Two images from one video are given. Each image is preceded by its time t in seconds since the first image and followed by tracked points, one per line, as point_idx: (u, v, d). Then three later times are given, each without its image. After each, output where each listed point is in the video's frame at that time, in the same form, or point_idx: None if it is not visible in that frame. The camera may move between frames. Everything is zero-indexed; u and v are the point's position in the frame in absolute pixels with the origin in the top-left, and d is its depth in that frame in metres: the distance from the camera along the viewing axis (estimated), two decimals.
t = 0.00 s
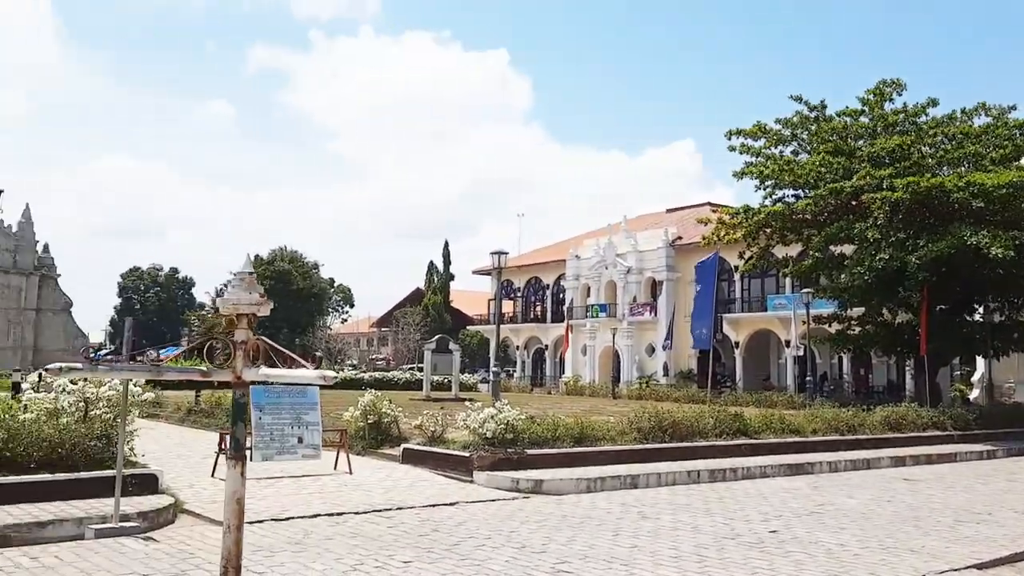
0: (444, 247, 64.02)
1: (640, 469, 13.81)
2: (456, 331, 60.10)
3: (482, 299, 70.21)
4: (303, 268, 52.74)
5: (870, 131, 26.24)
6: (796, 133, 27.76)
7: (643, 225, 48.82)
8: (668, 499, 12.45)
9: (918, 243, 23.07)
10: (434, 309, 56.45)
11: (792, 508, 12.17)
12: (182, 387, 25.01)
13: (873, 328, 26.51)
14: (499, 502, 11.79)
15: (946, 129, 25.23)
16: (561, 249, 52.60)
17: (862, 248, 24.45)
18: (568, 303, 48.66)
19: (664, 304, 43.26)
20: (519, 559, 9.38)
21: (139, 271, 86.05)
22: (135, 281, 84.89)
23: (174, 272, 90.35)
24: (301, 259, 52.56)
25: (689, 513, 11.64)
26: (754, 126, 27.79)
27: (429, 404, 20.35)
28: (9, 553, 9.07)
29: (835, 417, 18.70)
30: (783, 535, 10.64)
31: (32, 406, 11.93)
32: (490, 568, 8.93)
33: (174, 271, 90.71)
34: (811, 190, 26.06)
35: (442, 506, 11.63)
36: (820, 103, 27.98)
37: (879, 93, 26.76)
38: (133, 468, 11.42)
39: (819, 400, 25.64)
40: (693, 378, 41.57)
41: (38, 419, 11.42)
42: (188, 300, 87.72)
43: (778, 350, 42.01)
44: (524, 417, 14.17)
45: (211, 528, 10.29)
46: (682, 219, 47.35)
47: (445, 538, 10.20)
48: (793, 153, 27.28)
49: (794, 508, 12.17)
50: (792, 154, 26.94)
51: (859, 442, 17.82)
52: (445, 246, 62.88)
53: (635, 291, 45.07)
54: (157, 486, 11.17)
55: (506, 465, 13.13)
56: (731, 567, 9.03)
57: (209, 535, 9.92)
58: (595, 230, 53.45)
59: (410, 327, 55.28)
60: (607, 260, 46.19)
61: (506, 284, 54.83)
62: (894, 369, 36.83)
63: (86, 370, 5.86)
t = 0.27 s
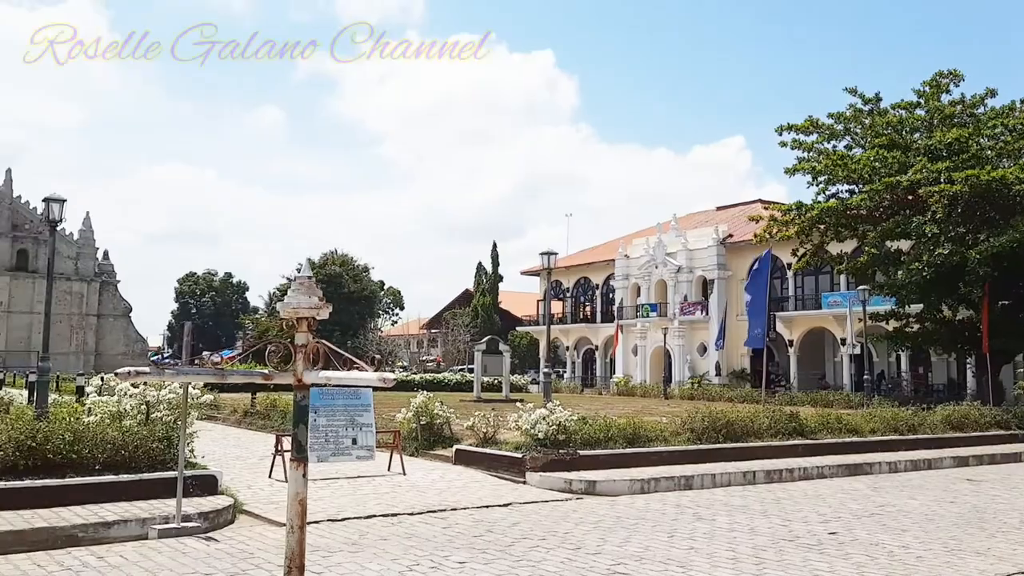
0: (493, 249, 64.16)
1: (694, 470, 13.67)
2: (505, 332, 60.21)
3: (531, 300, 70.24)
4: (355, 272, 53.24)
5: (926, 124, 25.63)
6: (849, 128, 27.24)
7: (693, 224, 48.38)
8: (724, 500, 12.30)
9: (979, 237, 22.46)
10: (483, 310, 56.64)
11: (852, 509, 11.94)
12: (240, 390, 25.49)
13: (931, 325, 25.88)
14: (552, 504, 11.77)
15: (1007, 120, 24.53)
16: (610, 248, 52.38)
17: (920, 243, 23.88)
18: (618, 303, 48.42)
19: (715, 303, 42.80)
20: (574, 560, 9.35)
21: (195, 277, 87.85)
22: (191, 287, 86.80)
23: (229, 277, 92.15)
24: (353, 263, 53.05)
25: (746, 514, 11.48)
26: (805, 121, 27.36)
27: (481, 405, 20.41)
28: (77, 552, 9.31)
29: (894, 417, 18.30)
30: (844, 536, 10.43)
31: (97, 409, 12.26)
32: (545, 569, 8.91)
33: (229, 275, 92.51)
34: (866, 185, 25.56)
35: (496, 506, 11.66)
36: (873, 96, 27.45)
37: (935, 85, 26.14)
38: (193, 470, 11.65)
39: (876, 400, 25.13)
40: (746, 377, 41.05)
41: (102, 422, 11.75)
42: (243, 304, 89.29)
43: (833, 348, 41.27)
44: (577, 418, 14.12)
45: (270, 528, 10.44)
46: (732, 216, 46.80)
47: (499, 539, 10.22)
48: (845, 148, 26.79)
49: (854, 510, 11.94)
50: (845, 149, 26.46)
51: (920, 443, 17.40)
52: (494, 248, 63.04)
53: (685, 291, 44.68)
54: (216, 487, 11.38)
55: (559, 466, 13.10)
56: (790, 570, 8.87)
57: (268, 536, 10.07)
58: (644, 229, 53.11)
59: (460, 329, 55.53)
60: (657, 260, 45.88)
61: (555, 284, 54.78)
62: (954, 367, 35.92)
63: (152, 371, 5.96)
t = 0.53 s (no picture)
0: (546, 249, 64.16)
1: (755, 470, 13.49)
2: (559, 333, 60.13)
3: (585, 300, 70.04)
4: (411, 274, 53.56)
5: (993, 115, 24.89)
6: (911, 121, 26.60)
7: (749, 221, 47.75)
8: (786, 501, 12.11)
9: None
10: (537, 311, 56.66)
11: (920, 511, 11.65)
12: (301, 391, 25.92)
13: (999, 322, 25.11)
14: (611, 504, 11.73)
15: None
16: (665, 247, 51.98)
17: (987, 238, 23.20)
18: (673, 302, 48.00)
19: (773, 302, 42.17)
20: (635, 560, 9.30)
21: (255, 280, 89.56)
22: (251, 290, 88.61)
23: (288, 280, 93.77)
24: (409, 265, 53.37)
25: (810, 516, 11.29)
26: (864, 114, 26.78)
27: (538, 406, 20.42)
28: (148, 549, 9.57)
29: (961, 417, 17.81)
30: (912, 538, 10.19)
31: (164, 409, 12.59)
32: (606, 569, 8.88)
33: (288, 278, 94.15)
34: (929, 179, 24.93)
35: (555, 507, 11.65)
36: (936, 88, 26.75)
37: (1001, 75, 25.37)
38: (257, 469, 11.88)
39: (942, 399, 24.49)
40: (806, 377, 40.36)
41: (169, 422, 12.06)
42: (302, 306, 90.71)
43: (896, 347, 40.35)
44: (634, 419, 14.04)
45: (332, 527, 10.60)
46: (790, 213, 46.07)
47: (559, 539, 10.21)
48: (907, 141, 26.17)
49: (922, 511, 11.65)
50: (907, 142, 25.85)
51: (989, 443, 16.91)
52: (547, 248, 63.01)
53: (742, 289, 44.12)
54: (280, 486, 11.58)
55: (618, 466, 13.03)
56: (857, 572, 8.69)
57: (332, 534, 10.22)
58: (700, 228, 52.58)
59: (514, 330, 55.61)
60: (713, 258, 45.40)
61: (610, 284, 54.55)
62: None
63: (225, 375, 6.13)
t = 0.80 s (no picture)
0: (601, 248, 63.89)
1: (818, 471, 13.25)
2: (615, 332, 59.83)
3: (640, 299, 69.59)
4: (466, 275, 53.73)
5: None
6: (977, 112, 25.83)
7: (809, 218, 46.95)
8: (851, 503, 11.87)
9: None
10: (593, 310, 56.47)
11: (992, 513, 11.32)
12: (360, 391, 26.29)
13: None
14: (672, 505, 11.63)
15: None
16: (722, 245, 51.40)
17: None
18: (731, 301, 47.40)
19: (835, 300, 41.37)
20: (698, 561, 9.21)
21: (314, 282, 91.14)
22: (310, 292, 90.28)
23: (345, 282, 95.20)
24: (464, 265, 53.55)
25: (876, 517, 11.05)
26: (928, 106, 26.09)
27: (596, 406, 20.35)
28: (216, 546, 9.80)
29: None
30: (984, 541, 9.90)
31: (229, 409, 12.87)
32: (669, 570, 8.81)
33: (345, 281, 95.58)
34: (997, 171, 24.17)
35: (615, 507, 11.60)
36: (1004, 77, 25.93)
37: None
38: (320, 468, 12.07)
39: (1014, 398, 23.73)
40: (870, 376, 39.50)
41: (234, 422, 12.32)
42: (359, 307, 91.94)
43: (963, 345, 39.23)
44: (694, 419, 13.90)
45: (394, 525, 10.71)
46: (850, 209, 45.17)
47: (620, 539, 10.17)
48: (973, 133, 25.41)
49: (994, 513, 11.31)
50: (973, 134, 25.10)
51: None
52: (602, 247, 62.75)
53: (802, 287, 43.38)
54: (342, 485, 11.74)
55: (677, 466, 12.91)
56: None
57: (394, 533, 10.34)
58: (757, 225, 51.88)
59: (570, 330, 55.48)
60: (772, 256, 44.75)
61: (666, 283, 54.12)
62: None
63: (295, 375, 6.24)
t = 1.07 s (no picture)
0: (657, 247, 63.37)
1: (883, 473, 12.97)
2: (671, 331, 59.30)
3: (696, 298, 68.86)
4: (522, 274, 53.75)
5: None
6: None
7: (871, 215, 45.98)
8: (918, 506, 11.59)
9: None
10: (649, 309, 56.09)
11: None
12: (417, 390, 26.53)
13: None
14: (733, 507, 11.50)
15: None
16: (782, 243, 50.61)
17: None
18: (791, 299, 46.64)
19: (899, 298, 40.43)
20: (761, 564, 9.09)
21: (370, 282, 92.30)
22: (367, 292, 91.44)
23: (401, 282, 96.20)
24: (519, 265, 53.58)
25: (945, 522, 10.77)
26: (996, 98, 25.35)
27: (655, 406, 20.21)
28: (281, 542, 9.98)
29: None
30: None
31: (292, 408, 13.10)
32: (731, 573, 8.70)
33: (401, 281, 96.58)
34: None
35: (675, 508, 11.51)
36: None
37: None
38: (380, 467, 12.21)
39: None
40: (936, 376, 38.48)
41: (297, 420, 12.54)
42: (415, 307, 92.78)
43: None
44: (755, 419, 13.71)
45: (454, 524, 10.79)
46: (915, 205, 44.10)
47: (681, 541, 10.08)
48: None
49: None
50: None
51: None
52: (658, 246, 62.24)
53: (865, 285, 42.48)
54: (402, 484, 11.86)
55: (738, 468, 12.74)
56: None
57: (454, 531, 10.41)
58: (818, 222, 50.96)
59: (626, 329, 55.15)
60: (833, 254, 43.95)
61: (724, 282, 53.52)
62: None
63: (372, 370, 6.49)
